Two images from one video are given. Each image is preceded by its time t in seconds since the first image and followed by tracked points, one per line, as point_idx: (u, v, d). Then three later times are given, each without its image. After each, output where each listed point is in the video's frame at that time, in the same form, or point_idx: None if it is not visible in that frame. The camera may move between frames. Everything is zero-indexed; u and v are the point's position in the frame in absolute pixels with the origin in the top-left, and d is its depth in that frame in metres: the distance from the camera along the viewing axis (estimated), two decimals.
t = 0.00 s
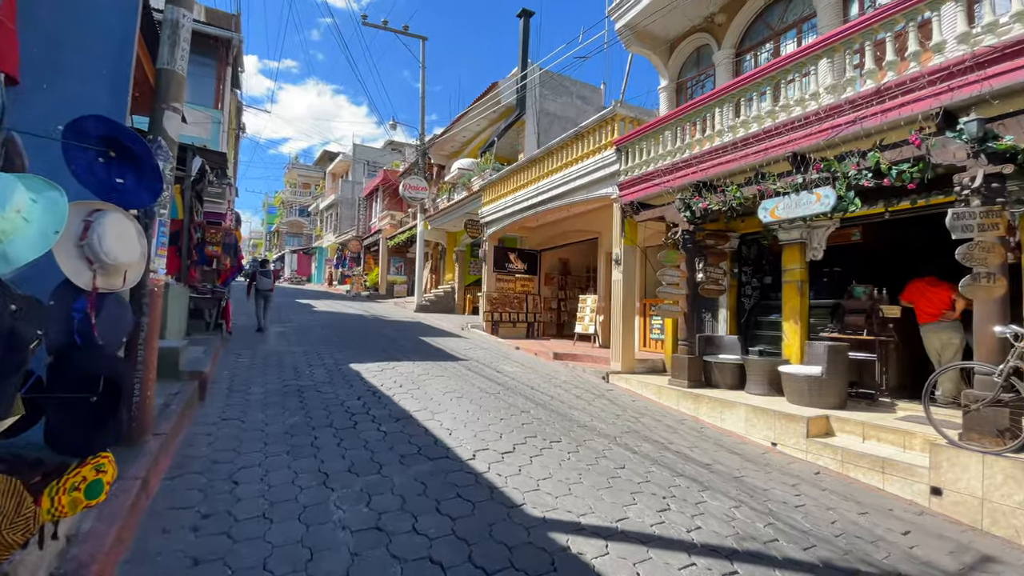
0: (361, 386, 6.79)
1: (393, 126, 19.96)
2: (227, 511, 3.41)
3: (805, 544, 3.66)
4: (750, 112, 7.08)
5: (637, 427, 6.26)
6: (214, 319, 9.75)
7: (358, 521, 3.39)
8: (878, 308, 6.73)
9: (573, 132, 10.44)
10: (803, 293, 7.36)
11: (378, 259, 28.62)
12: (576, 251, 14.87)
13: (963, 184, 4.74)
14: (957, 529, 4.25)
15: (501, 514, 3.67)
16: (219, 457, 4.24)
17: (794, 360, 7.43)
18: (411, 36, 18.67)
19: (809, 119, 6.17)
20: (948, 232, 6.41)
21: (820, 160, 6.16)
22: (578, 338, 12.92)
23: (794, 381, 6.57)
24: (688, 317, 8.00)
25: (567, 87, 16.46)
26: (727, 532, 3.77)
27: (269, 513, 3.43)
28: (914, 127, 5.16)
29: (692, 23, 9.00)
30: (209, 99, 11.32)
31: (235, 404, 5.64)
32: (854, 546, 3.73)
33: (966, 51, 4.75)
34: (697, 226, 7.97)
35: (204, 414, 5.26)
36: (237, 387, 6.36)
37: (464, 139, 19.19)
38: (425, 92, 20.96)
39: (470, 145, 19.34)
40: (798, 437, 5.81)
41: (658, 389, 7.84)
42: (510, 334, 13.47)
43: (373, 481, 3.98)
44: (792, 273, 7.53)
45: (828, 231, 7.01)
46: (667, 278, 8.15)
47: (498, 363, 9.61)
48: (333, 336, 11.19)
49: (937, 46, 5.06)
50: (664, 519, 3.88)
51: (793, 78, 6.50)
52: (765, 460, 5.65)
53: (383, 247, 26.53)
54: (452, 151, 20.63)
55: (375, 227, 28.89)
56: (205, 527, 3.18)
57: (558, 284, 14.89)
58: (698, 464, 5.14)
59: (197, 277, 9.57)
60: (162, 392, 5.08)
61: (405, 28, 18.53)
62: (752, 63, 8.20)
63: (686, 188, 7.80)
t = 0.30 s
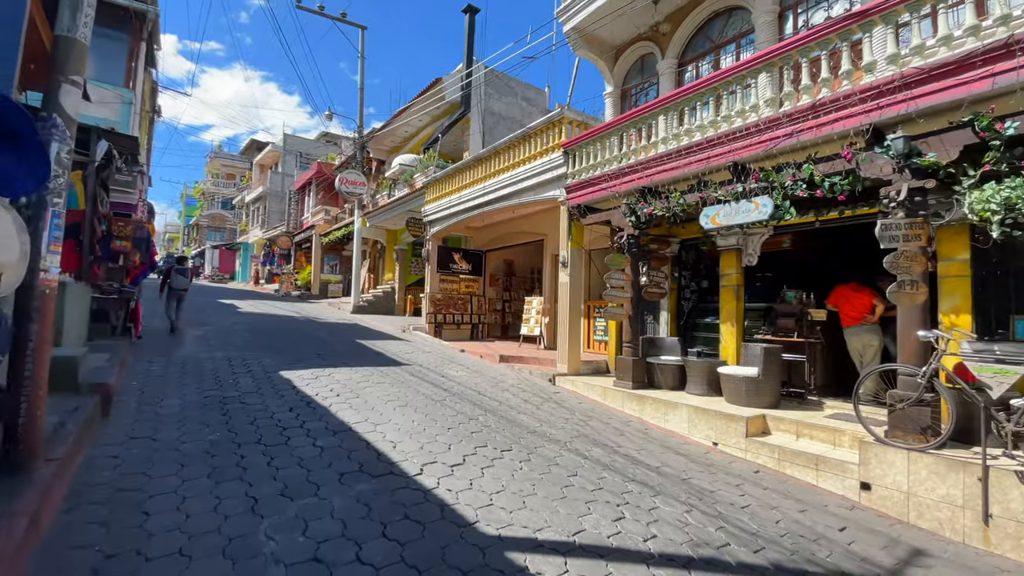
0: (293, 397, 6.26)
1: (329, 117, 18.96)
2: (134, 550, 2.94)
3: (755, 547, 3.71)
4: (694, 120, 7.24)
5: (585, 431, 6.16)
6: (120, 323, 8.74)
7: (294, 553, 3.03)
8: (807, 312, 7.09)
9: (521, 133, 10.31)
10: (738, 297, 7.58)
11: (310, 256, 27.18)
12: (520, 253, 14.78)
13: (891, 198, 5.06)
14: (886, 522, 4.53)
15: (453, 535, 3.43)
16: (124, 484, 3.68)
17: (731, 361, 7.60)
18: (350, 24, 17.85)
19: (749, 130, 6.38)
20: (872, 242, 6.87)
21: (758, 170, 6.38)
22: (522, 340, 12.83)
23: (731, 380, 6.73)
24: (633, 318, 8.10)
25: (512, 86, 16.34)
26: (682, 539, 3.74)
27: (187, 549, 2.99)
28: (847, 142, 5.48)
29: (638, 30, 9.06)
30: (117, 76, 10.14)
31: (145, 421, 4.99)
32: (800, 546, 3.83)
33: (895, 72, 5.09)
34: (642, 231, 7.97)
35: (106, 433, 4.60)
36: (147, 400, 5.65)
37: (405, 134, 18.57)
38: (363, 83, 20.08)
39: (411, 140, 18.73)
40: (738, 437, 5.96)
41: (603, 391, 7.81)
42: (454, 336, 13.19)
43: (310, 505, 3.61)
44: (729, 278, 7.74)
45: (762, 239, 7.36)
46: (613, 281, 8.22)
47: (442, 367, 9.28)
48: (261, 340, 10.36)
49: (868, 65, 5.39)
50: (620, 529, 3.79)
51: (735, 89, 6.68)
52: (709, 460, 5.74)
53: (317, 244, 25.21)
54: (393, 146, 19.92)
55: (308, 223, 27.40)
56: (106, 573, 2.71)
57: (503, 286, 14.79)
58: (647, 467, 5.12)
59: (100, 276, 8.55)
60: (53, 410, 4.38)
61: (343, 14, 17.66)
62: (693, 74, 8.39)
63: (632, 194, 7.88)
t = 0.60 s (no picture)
0: (233, 407, 5.78)
1: (274, 108, 17.99)
2: None
3: (719, 551, 3.70)
4: (651, 125, 7.29)
5: (545, 435, 6.03)
6: (33, 327, 7.78)
7: None
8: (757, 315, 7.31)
9: (479, 132, 10.11)
10: (693, 300, 7.78)
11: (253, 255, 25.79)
12: (477, 254, 14.57)
13: (838, 205, 5.24)
14: (836, 519, 4.69)
15: (412, 555, 3.20)
16: (30, 509, 3.21)
17: (686, 362, 7.82)
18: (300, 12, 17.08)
19: (706, 136, 6.47)
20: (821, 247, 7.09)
21: (714, 176, 6.49)
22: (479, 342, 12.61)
23: (687, 382, 6.79)
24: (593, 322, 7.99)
25: (469, 86, 16.14)
26: (648, 546, 3.67)
27: None
28: (799, 151, 5.66)
29: (597, 34, 9.09)
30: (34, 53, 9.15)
31: (58, 437, 4.43)
32: (761, 547, 3.86)
33: (845, 84, 5.29)
34: (600, 234, 7.97)
35: (10, 452, 4.04)
36: (62, 413, 5.04)
37: (357, 129, 17.91)
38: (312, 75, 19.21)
39: (364, 136, 18.12)
40: (695, 438, 6.01)
41: (562, 395, 7.73)
42: (408, 339, 12.82)
43: (251, 528, 3.28)
44: (684, 281, 7.91)
45: (716, 243, 7.40)
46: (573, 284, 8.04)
47: (396, 372, 8.92)
48: (197, 344, 9.61)
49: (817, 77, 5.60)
50: (586, 539, 3.67)
51: (693, 96, 6.77)
52: (668, 462, 5.75)
53: (260, 243, 23.94)
54: (344, 142, 19.17)
55: (250, 220, 26.01)
56: None
57: (459, 287, 14.56)
58: (609, 471, 5.04)
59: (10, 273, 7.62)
60: None
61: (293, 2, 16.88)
62: (650, 80, 8.49)
63: (592, 197, 7.86)
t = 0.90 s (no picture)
0: (169, 427, 5.28)
1: (220, 103, 17.03)
2: None
3: (689, 569, 3.65)
4: (614, 135, 7.29)
5: (509, 449, 5.86)
6: None
7: None
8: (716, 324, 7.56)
9: (441, 136, 9.87)
10: (654, 309, 7.76)
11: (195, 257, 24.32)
12: (437, 260, 14.31)
13: (796, 218, 5.39)
14: (796, 527, 4.77)
15: None
16: None
17: (647, 370, 7.78)
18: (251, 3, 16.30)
19: (670, 147, 6.52)
20: (778, 259, 7.27)
21: (677, 187, 6.54)
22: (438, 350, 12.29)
23: (649, 392, 6.77)
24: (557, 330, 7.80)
25: (429, 88, 15.87)
26: (620, 567, 3.58)
27: None
28: (758, 165, 5.78)
29: (561, 42, 9.07)
30: None
31: None
32: (728, 561, 3.85)
33: (802, 102, 5.44)
34: (564, 242, 7.92)
35: None
36: None
37: (311, 128, 17.21)
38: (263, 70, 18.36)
39: (318, 135, 17.45)
40: (658, 448, 6.00)
41: (525, 405, 7.59)
42: (363, 347, 12.38)
43: (187, 567, 2.95)
44: (645, 290, 7.90)
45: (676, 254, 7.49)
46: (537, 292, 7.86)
47: (351, 383, 8.51)
48: (129, 354, 8.84)
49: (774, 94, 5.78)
50: (556, 563, 3.53)
51: (656, 107, 6.83)
52: (632, 473, 5.70)
53: (203, 244, 22.61)
54: (297, 141, 18.39)
55: (193, 220, 24.54)
56: None
57: (418, 294, 14.21)
58: (576, 486, 4.93)
59: None
60: None
61: None
62: (613, 91, 8.54)
63: (556, 204, 7.80)
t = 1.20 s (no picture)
0: (112, 446, 4.86)
1: (175, 99, 16.22)
2: None
3: None
4: (587, 145, 7.28)
5: (482, 463, 5.70)
6: None
7: None
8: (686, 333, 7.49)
9: (410, 140, 9.66)
10: (625, 318, 7.82)
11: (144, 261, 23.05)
12: (405, 266, 14.02)
13: (766, 231, 5.48)
14: (768, 536, 4.80)
15: None
16: None
17: (619, 380, 7.80)
18: None
19: (643, 159, 6.50)
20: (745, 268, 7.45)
21: (649, 198, 6.56)
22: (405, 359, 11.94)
23: (622, 401, 6.74)
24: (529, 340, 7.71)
25: (397, 92, 15.63)
26: None
27: None
28: (729, 177, 5.85)
29: (534, 51, 9.07)
30: None
31: None
32: None
33: (771, 117, 5.51)
34: (537, 251, 7.85)
35: None
36: None
37: (273, 128, 16.61)
38: (222, 67, 17.67)
39: (280, 136, 16.87)
40: (632, 459, 5.96)
41: (497, 416, 7.45)
42: (325, 356, 11.96)
43: None
44: (617, 299, 7.96)
45: (647, 264, 7.51)
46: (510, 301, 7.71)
47: (314, 395, 8.15)
48: (69, 365, 8.18)
49: (744, 109, 5.77)
50: None
51: (629, 118, 6.86)
52: (606, 484, 5.64)
53: (153, 247, 21.44)
54: (257, 141, 17.70)
55: (142, 221, 23.28)
56: None
57: (384, 301, 13.89)
58: (551, 501, 4.82)
59: None
60: None
61: None
62: (586, 101, 8.59)
63: (529, 213, 7.73)
